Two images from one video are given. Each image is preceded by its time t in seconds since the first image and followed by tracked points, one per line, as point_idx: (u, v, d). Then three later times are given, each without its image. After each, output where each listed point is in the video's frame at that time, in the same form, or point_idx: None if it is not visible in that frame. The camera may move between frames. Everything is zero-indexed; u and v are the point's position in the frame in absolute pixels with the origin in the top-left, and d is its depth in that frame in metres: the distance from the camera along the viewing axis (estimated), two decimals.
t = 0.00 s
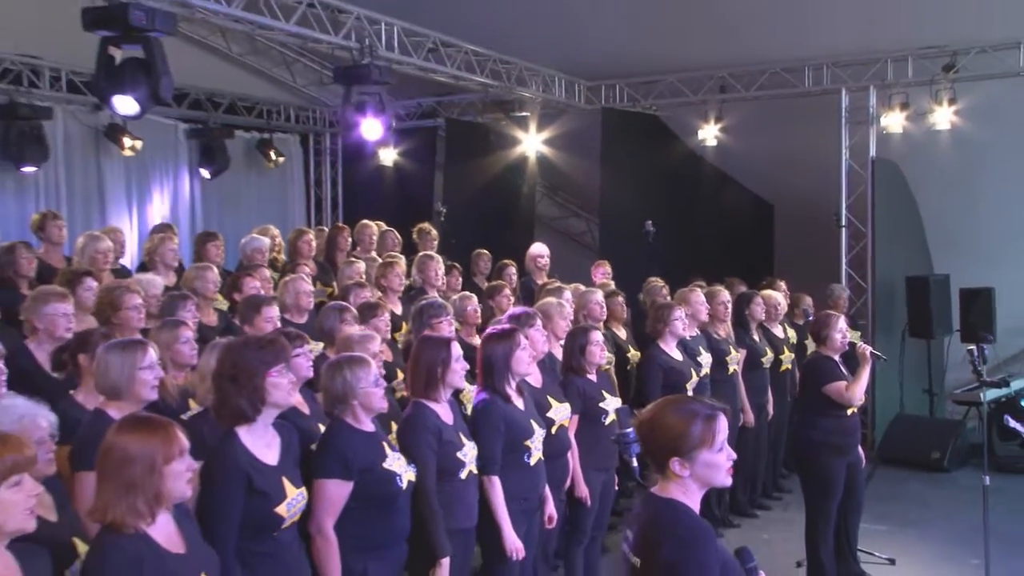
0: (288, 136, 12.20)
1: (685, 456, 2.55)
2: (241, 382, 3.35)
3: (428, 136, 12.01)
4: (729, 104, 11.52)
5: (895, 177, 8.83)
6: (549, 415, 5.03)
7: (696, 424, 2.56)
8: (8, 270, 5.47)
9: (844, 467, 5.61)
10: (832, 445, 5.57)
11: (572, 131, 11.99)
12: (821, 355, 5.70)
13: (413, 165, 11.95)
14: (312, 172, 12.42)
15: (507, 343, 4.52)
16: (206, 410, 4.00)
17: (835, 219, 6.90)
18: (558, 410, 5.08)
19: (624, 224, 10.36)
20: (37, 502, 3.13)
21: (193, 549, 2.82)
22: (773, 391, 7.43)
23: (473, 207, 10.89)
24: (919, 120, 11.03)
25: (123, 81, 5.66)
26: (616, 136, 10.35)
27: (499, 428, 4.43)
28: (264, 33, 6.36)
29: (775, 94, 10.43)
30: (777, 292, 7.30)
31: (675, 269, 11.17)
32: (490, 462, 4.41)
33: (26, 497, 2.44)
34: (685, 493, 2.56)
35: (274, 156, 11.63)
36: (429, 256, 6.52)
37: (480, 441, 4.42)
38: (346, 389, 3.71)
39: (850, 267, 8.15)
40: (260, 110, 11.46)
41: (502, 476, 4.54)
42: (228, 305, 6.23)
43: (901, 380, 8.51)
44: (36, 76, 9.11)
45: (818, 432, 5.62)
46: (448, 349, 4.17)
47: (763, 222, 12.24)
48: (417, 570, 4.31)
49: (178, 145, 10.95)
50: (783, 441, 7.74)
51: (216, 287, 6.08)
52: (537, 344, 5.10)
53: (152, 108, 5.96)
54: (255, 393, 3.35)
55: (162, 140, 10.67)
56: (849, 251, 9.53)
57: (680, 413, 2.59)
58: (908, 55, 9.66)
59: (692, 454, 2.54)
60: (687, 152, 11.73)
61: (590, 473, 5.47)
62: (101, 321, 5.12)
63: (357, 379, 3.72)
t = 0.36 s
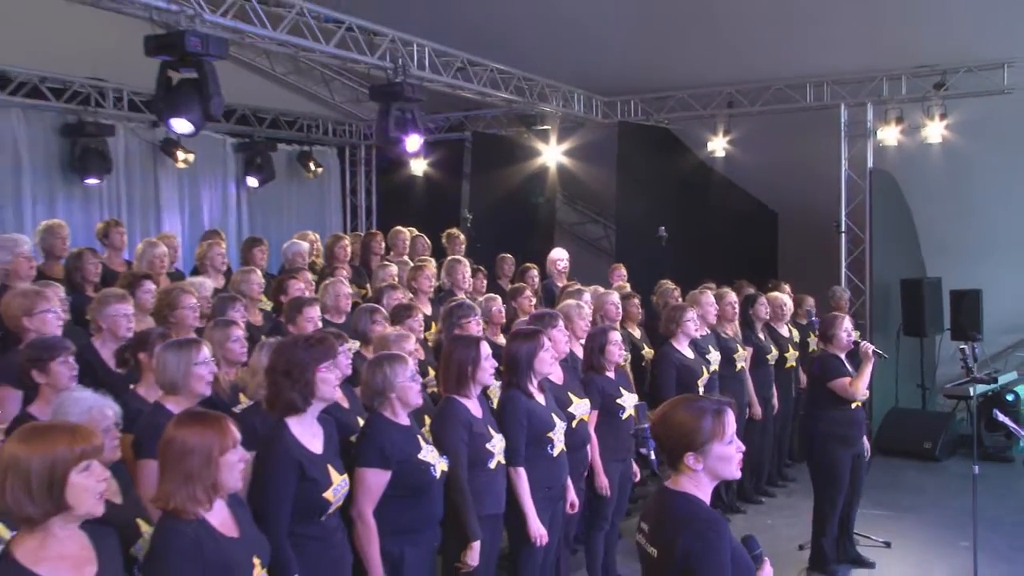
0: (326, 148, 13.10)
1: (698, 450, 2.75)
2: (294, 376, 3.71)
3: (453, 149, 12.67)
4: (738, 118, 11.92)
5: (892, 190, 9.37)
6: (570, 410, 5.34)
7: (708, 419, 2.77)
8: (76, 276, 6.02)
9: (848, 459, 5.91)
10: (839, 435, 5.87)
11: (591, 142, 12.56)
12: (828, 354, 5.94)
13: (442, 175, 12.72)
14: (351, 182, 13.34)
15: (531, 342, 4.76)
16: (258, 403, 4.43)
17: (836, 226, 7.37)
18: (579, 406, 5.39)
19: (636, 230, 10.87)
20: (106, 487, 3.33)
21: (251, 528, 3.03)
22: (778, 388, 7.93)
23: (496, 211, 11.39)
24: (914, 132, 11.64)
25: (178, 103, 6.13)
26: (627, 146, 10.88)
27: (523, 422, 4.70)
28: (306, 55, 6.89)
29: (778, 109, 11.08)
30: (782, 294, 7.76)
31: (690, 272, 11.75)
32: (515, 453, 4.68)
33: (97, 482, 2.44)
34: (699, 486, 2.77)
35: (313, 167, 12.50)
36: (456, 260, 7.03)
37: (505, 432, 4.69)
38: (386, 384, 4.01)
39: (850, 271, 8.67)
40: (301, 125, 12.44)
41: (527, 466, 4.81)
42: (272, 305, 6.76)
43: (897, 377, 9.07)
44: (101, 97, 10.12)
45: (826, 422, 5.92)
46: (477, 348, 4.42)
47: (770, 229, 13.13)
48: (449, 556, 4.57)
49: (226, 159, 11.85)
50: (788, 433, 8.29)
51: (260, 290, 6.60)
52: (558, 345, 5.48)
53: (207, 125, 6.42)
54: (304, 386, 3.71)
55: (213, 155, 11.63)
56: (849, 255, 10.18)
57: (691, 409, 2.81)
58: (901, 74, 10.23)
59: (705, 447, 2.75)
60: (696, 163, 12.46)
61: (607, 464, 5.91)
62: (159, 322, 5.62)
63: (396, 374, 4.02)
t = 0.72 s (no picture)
0: (363, 158, 13.98)
1: (717, 443, 2.99)
2: (338, 374, 3.94)
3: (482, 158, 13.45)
4: (746, 130, 12.60)
5: (886, 199, 10.14)
6: (592, 406, 5.75)
7: (724, 415, 3.03)
8: (137, 278, 6.57)
9: (855, 448, 6.22)
10: (848, 427, 6.19)
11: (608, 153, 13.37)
12: (836, 351, 6.29)
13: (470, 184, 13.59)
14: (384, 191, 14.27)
15: (554, 342, 5.23)
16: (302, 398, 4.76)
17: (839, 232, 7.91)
18: (600, 402, 5.80)
19: (650, 233, 11.87)
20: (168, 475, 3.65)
21: (299, 515, 3.32)
22: (785, 383, 8.45)
23: (519, 217, 12.40)
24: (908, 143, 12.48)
25: (233, 122, 6.65)
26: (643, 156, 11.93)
27: (548, 416, 5.14)
28: (346, 74, 7.48)
29: (783, 124, 11.68)
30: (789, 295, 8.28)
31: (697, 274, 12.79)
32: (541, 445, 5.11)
33: (161, 472, 2.69)
34: (717, 477, 3.01)
35: (350, 176, 13.45)
36: (484, 264, 7.57)
37: (532, 426, 5.12)
38: (423, 380, 4.28)
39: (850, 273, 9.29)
40: (338, 138, 13.20)
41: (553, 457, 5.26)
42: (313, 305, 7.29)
43: (893, 372, 9.75)
44: (159, 114, 11.00)
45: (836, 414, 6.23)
46: (506, 346, 4.80)
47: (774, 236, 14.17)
48: (481, 539, 4.98)
49: (271, 169, 12.82)
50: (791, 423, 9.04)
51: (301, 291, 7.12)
52: (582, 344, 5.87)
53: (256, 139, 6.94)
54: (348, 384, 3.93)
55: (260, 166, 12.61)
56: (848, 259, 11.03)
57: (708, 407, 3.06)
58: (898, 90, 10.90)
59: (723, 441, 2.99)
60: (707, 173, 13.39)
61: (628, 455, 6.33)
62: (211, 320, 6.09)
63: (431, 370, 4.29)
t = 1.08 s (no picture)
0: (396, 164, 14.47)
1: (746, 445, 3.10)
2: (381, 372, 4.21)
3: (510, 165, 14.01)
4: (764, 138, 13.02)
5: (897, 204, 10.56)
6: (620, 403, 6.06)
7: (754, 418, 3.13)
8: (184, 279, 6.95)
9: (873, 444, 6.45)
10: (866, 424, 6.42)
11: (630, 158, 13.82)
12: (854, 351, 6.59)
13: (498, 189, 14.05)
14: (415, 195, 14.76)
15: (583, 342, 5.58)
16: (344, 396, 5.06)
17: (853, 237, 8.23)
18: (630, 400, 6.10)
19: (671, 239, 12.34)
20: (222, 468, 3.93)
21: (337, 508, 3.58)
22: (802, 382, 8.76)
23: (546, 224, 13.01)
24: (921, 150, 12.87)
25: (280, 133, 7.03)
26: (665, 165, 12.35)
27: (574, 413, 5.49)
28: (381, 86, 7.85)
29: (798, 132, 12.05)
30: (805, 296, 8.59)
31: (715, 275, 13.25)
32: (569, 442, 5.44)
33: (214, 465, 2.92)
34: (744, 477, 3.12)
35: (383, 181, 13.89)
36: (513, 267, 7.93)
37: (560, 422, 5.47)
38: (461, 381, 4.64)
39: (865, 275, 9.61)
40: (373, 144, 13.66)
41: (579, 453, 5.61)
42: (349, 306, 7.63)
43: (904, 369, 10.14)
44: (205, 123, 11.69)
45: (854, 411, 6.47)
46: (536, 347, 5.16)
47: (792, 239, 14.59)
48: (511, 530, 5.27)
49: (308, 176, 13.38)
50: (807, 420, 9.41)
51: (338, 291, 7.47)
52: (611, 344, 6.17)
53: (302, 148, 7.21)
54: (389, 380, 4.20)
55: (296, 174, 13.18)
56: (862, 262, 11.42)
57: (738, 410, 3.17)
58: (907, 100, 11.23)
59: (752, 442, 3.10)
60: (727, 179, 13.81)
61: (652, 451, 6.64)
62: (256, 320, 6.43)
63: (469, 369, 4.65)
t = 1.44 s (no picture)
0: (421, 164, 14.50)
1: (794, 445, 3.07)
2: (414, 375, 4.22)
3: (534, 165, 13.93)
4: (790, 138, 12.97)
5: (926, 207, 10.48)
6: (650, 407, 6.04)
7: (797, 418, 3.12)
8: (212, 280, 6.97)
9: (902, 448, 6.42)
10: (895, 427, 6.39)
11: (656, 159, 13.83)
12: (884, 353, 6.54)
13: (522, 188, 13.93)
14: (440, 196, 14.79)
15: (612, 344, 5.55)
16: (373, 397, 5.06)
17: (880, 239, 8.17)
18: (660, 405, 6.08)
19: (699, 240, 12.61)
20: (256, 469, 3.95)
21: (368, 510, 3.58)
22: (829, 383, 8.72)
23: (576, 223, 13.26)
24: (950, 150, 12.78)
25: (310, 137, 7.03)
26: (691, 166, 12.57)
27: (601, 415, 5.47)
28: (409, 87, 7.85)
29: (826, 132, 12.01)
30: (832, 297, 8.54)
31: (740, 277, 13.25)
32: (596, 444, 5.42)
33: (251, 467, 2.90)
34: (792, 477, 3.09)
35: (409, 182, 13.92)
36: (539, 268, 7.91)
37: (588, 424, 5.45)
38: (491, 383, 4.63)
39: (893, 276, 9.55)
40: (398, 146, 13.63)
41: (606, 455, 5.59)
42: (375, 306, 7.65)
43: (932, 372, 10.08)
44: (232, 125, 11.67)
45: (884, 414, 6.43)
46: (566, 349, 5.15)
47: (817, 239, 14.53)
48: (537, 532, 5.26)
49: (334, 177, 13.42)
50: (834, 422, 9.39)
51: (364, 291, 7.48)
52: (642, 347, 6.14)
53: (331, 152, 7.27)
54: (423, 384, 4.20)
55: (323, 176, 13.23)
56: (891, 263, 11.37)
57: (781, 411, 3.15)
58: (938, 101, 11.16)
59: (799, 441, 3.08)
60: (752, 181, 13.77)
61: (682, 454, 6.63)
62: (284, 320, 6.46)
63: (500, 372, 4.64)
